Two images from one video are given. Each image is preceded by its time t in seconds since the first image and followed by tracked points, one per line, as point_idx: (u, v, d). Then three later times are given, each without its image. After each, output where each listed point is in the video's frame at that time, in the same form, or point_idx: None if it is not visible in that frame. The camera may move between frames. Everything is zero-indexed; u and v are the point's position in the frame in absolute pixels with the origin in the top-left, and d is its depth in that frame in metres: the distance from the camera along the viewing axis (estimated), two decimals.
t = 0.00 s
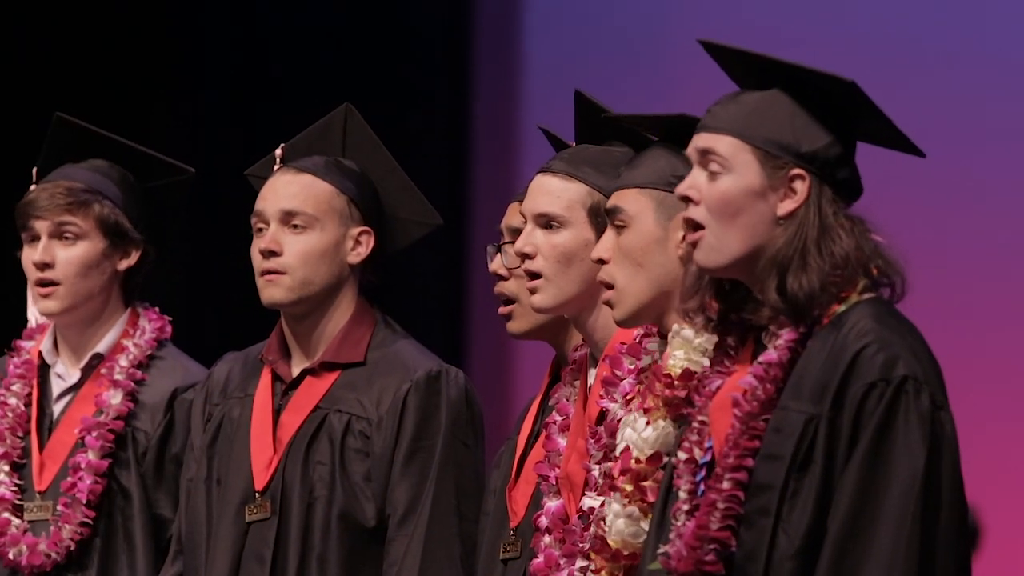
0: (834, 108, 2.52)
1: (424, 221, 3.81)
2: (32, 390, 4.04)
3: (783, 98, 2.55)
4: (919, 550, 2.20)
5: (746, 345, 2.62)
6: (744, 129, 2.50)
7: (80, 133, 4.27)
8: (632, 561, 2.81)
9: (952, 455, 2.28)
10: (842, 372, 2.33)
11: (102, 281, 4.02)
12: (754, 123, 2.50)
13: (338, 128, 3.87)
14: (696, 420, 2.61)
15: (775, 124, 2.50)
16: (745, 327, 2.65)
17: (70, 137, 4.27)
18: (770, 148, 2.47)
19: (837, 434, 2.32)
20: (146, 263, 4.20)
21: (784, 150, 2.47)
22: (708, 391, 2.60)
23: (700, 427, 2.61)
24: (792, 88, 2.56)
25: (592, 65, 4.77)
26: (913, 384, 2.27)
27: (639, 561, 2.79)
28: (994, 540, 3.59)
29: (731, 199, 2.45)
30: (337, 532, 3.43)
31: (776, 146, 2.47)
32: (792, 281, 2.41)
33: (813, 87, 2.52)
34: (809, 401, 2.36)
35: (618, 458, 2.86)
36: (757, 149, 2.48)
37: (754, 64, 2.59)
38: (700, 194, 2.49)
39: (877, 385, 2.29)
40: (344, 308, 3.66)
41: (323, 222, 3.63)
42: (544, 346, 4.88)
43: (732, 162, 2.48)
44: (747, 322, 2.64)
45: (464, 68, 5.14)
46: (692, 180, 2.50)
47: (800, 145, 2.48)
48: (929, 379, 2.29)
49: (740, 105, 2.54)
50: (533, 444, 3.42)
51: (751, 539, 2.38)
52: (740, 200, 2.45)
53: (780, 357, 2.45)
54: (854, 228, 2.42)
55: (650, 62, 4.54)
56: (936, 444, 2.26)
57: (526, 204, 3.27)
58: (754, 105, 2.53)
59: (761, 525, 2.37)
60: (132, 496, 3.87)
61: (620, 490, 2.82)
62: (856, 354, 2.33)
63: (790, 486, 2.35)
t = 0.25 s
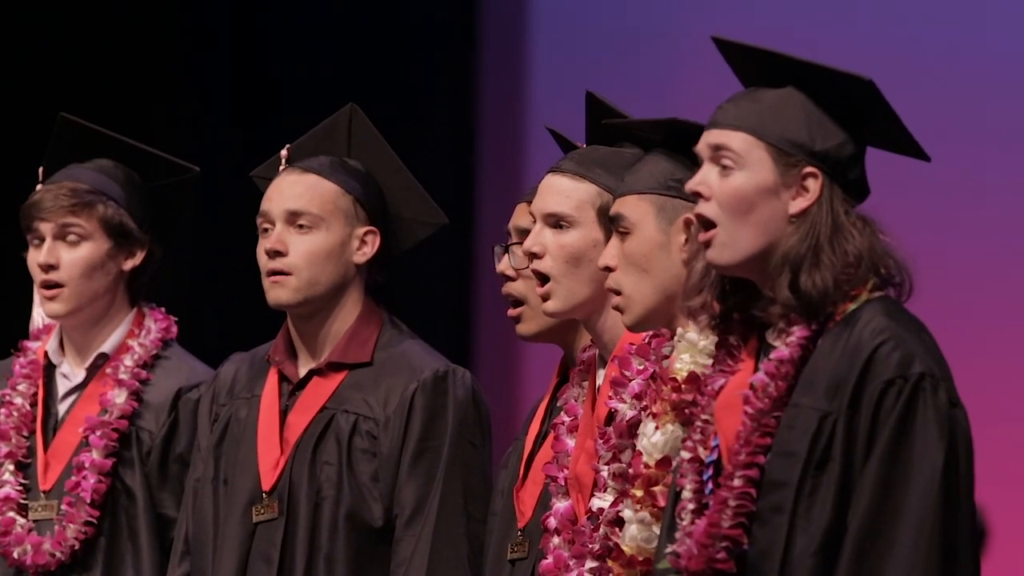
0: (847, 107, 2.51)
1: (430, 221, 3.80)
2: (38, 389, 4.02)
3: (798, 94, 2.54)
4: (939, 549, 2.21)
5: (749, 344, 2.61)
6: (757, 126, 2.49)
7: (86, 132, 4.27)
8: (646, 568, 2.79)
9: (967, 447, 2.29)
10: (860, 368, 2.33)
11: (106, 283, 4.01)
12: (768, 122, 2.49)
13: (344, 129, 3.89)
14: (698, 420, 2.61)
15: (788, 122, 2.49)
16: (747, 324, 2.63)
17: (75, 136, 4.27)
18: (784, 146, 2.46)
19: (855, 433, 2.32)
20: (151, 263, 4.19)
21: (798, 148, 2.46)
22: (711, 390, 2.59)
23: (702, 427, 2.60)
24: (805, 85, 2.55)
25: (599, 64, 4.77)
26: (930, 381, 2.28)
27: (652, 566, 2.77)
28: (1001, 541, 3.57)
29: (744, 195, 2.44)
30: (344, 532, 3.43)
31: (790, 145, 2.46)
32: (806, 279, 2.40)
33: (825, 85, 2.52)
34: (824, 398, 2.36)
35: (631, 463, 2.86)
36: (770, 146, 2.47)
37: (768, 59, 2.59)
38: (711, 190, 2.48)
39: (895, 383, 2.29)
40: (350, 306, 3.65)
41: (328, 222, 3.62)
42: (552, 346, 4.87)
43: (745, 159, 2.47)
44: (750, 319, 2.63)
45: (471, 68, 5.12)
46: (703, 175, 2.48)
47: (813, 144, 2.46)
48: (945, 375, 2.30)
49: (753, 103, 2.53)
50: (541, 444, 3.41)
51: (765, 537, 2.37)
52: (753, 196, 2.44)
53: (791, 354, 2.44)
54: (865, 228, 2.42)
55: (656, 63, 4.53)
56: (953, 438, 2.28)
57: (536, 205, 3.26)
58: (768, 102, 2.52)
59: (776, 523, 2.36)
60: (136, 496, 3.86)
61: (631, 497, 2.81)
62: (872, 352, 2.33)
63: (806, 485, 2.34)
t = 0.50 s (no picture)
0: (858, 106, 2.51)
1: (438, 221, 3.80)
2: (44, 388, 4.05)
3: (809, 92, 2.54)
4: (949, 546, 2.21)
5: (758, 342, 2.61)
6: (768, 123, 2.49)
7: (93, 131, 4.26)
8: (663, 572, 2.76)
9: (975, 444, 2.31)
10: (869, 366, 2.33)
11: (112, 280, 4.01)
12: (780, 119, 2.49)
13: (354, 129, 3.88)
14: (706, 418, 2.60)
15: (799, 120, 2.49)
16: (757, 321, 2.64)
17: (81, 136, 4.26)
18: (795, 143, 2.46)
19: (865, 431, 2.32)
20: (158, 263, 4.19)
21: (807, 145, 2.46)
22: (718, 389, 2.59)
23: (710, 425, 2.60)
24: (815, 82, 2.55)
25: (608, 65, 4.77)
26: (940, 378, 2.28)
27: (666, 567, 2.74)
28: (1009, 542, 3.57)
29: (754, 191, 2.44)
30: (352, 531, 3.43)
31: (800, 141, 2.46)
32: (815, 276, 2.41)
33: (835, 85, 2.52)
34: (833, 395, 2.36)
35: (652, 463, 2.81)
36: (781, 142, 2.46)
37: (780, 57, 2.59)
38: (720, 186, 2.47)
39: (904, 380, 2.29)
40: (359, 308, 3.65)
41: (337, 222, 3.62)
42: (560, 344, 4.86)
43: (755, 155, 2.47)
44: (759, 317, 2.64)
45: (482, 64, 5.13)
46: (713, 172, 2.48)
47: (823, 141, 2.46)
48: (953, 373, 2.31)
49: (763, 100, 2.54)
50: (549, 445, 3.41)
51: (773, 534, 2.38)
52: (764, 193, 2.43)
53: (800, 352, 2.44)
54: (875, 226, 2.42)
55: (664, 63, 4.53)
56: (963, 434, 2.29)
57: (548, 200, 3.26)
58: (779, 100, 2.53)
59: (785, 519, 2.36)
60: (139, 494, 3.86)
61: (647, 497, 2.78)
62: (880, 350, 2.33)
63: (816, 483, 2.34)
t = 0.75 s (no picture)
0: (866, 108, 2.52)
1: (448, 221, 3.80)
2: (54, 389, 4.04)
3: (817, 94, 2.54)
4: (949, 547, 2.22)
5: (773, 345, 2.62)
6: (776, 125, 2.49)
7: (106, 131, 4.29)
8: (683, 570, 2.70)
9: (981, 445, 2.30)
10: (872, 368, 2.34)
11: (116, 278, 4.01)
12: (787, 121, 2.49)
13: (363, 129, 3.87)
14: (720, 420, 2.61)
15: (806, 122, 2.49)
16: (771, 325, 2.63)
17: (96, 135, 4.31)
18: (802, 146, 2.46)
19: (868, 432, 2.32)
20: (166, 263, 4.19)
21: (815, 148, 2.46)
22: (732, 391, 2.59)
23: (724, 427, 2.60)
24: (823, 85, 2.56)
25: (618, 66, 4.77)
26: (944, 381, 2.29)
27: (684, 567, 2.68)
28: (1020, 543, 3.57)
29: (761, 195, 2.44)
30: (362, 531, 3.43)
31: (807, 144, 2.46)
32: (822, 279, 2.41)
33: (844, 87, 2.52)
34: (838, 398, 2.36)
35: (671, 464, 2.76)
36: (788, 146, 2.47)
37: (790, 60, 2.59)
38: (728, 190, 2.47)
39: (907, 382, 2.30)
40: (369, 307, 3.65)
41: (346, 222, 3.62)
42: (569, 344, 4.87)
43: (763, 159, 2.47)
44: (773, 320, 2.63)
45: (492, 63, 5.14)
46: (721, 175, 2.48)
47: (830, 144, 2.47)
48: (958, 375, 2.31)
49: (771, 102, 2.54)
50: (558, 445, 3.41)
51: (779, 537, 2.38)
52: (771, 195, 2.44)
53: (807, 355, 2.44)
54: (884, 228, 2.41)
55: (675, 63, 4.53)
56: (967, 436, 2.29)
57: (562, 202, 3.25)
58: (787, 102, 2.53)
59: (789, 522, 2.37)
60: (147, 494, 3.86)
61: (666, 497, 2.72)
62: (885, 351, 2.33)
63: (818, 485, 2.35)
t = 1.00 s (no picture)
0: (876, 112, 2.52)
1: (461, 221, 3.80)
2: (69, 390, 4.06)
3: (822, 99, 2.55)
4: (955, 549, 2.22)
5: (790, 347, 2.62)
6: (783, 131, 2.51)
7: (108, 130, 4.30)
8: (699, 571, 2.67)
9: (992, 447, 2.30)
10: (880, 369, 2.35)
11: (128, 283, 4.02)
12: (795, 125, 2.51)
13: (376, 127, 3.87)
14: (737, 421, 2.61)
15: (814, 126, 2.50)
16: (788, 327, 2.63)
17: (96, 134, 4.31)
18: (810, 150, 2.47)
19: (874, 433, 2.34)
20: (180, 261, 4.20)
21: (824, 151, 2.47)
22: (750, 393, 2.61)
23: (741, 428, 2.60)
24: (831, 88, 2.57)
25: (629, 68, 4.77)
26: (950, 384, 2.29)
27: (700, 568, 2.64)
28: None
29: (769, 202, 2.45)
30: (375, 531, 3.44)
31: (814, 147, 2.48)
32: (831, 283, 2.41)
33: (853, 91, 2.53)
34: (847, 400, 2.38)
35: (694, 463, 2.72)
36: (796, 151, 2.48)
37: (795, 65, 2.59)
38: (740, 197, 2.49)
39: (914, 384, 2.31)
40: (381, 308, 3.65)
41: (360, 222, 3.63)
42: (581, 345, 4.87)
43: (772, 166, 2.48)
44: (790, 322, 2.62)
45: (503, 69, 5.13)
46: (732, 183, 2.50)
47: (839, 147, 2.48)
48: (967, 378, 2.31)
49: (781, 107, 2.55)
50: (570, 445, 3.42)
51: (787, 538, 2.40)
52: (779, 202, 2.45)
53: (819, 357, 2.46)
54: (895, 231, 2.42)
55: (688, 66, 4.53)
56: (974, 440, 2.28)
57: (577, 205, 3.25)
58: (795, 106, 2.54)
59: (797, 524, 2.39)
60: (162, 495, 3.87)
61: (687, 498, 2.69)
62: (893, 353, 2.34)
63: (826, 486, 2.37)
